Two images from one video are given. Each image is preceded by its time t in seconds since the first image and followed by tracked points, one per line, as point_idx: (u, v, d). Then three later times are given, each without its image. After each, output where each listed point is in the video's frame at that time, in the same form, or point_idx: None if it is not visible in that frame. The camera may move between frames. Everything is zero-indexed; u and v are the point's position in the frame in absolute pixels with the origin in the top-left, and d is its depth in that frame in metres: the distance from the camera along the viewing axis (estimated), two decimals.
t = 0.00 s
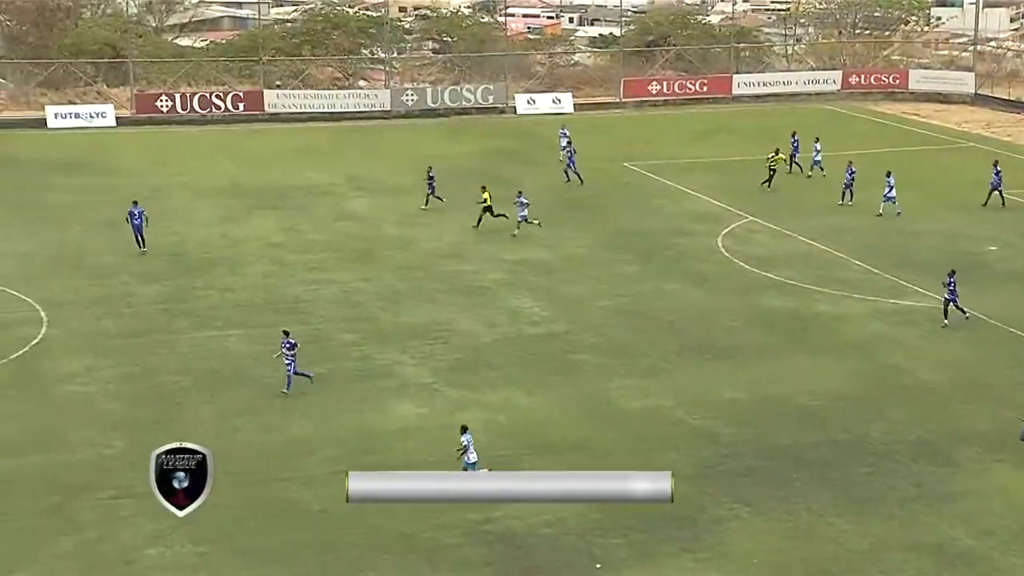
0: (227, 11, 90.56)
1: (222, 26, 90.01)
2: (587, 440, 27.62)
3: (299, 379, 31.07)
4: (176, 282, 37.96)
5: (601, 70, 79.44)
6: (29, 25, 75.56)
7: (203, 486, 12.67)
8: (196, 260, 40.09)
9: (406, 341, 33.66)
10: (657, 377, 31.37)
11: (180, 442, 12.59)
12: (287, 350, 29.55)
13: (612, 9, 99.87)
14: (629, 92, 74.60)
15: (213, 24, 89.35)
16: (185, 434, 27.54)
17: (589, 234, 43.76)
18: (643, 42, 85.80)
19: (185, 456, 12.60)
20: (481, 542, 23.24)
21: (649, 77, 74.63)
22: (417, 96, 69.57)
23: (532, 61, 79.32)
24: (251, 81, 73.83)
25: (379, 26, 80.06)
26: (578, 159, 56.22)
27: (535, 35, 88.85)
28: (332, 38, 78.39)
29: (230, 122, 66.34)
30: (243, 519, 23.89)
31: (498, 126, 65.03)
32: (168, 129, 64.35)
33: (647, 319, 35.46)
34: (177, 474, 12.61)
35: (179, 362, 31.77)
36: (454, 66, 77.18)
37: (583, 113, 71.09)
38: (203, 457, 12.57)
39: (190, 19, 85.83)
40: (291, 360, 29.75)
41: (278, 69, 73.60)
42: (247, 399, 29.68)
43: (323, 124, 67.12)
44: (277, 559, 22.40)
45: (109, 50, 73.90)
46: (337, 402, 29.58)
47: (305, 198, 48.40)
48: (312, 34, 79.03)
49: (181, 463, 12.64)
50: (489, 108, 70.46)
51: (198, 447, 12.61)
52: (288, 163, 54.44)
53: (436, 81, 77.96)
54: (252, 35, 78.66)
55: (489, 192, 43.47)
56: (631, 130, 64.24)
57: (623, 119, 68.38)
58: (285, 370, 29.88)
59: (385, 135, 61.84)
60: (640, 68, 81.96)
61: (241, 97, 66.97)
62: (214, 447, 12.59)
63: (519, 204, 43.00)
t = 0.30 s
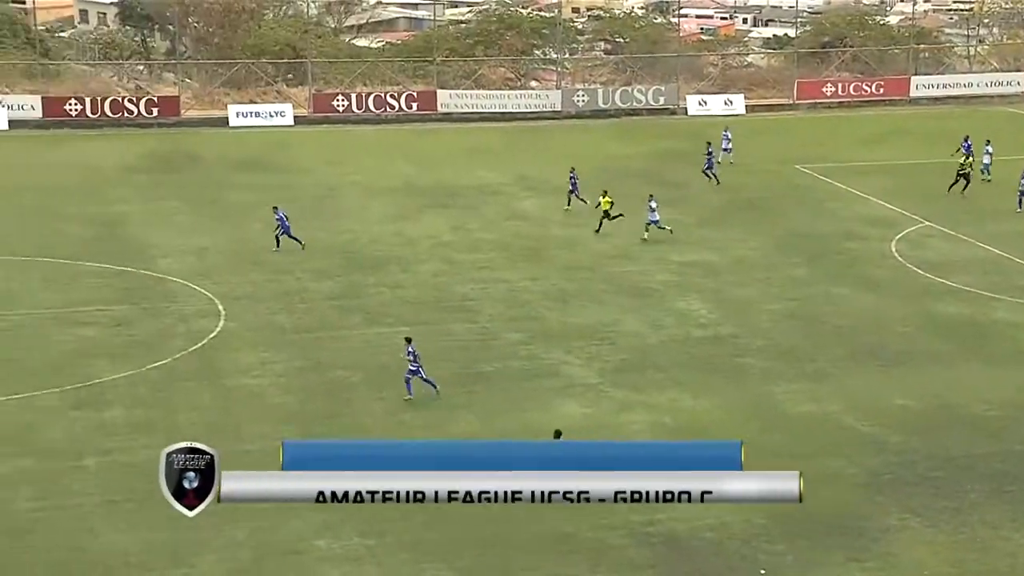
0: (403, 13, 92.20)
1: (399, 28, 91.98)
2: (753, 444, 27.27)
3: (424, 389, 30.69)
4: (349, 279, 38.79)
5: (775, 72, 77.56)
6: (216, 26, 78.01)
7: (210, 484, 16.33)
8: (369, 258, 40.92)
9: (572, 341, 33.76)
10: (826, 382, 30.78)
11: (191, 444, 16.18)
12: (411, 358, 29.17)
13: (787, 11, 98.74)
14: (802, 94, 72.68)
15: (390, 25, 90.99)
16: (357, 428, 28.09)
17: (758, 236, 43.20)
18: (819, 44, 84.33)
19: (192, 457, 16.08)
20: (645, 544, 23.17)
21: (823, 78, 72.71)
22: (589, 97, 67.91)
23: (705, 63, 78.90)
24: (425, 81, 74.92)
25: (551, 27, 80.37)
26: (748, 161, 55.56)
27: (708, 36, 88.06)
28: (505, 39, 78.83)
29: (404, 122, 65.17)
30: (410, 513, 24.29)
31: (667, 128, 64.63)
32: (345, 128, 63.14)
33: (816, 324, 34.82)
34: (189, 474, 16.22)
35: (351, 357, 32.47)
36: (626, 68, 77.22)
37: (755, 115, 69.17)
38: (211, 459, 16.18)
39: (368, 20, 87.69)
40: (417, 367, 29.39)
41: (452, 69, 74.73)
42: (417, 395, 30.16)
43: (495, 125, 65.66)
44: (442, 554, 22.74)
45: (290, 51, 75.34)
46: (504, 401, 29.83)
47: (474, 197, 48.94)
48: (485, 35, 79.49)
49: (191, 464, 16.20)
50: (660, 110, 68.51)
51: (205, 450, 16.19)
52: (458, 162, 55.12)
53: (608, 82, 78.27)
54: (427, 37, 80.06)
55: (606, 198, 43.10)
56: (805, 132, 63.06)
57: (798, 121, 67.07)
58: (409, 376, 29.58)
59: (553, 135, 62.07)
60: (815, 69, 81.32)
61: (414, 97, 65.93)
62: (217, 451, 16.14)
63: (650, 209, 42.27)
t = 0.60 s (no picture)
0: (558, 14, 92.33)
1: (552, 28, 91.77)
2: (909, 454, 26.70)
3: (572, 388, 30.78)
4: (500, 279, 39.12)
5: (937, 74, 75.49)
6: (374, 28, 79.51)
7: (209, 484, 22.29)
8: (519, 258, 41.20)
9: (723, 344, 33.47)
10: (986, 392, 29.95)
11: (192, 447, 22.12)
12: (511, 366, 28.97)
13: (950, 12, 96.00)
14: (966, 97, 70.78)
15: (545, 27, 91.29)
16: (506, 427, 28.36)
17: (916, 242, 42.20)
18: (984, 45, 81.59)
19: (192, 459, 21.97)
20: (795, 551, 22.93)
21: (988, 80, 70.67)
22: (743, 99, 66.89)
23: (864, 65, 77.13)
24: (578, 82, 74.74)
25: (708, 28, 79.58)
26: (906, 164, 54.32)
27: (868, 38, 86.17)
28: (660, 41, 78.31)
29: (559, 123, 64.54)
30: (560, 512, 24.41)
31: (822, 130, 63.51)
32: (501, 129, 63.08)
33: (977, 332, 33.91)
34: (189, 473, 22.15)
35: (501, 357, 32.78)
36: (782, 69, 75.94)
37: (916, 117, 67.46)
38: (209, 460, 22.08)
39: (523, 22, 88.17)
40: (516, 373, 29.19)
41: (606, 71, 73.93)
42: (565, 396, 30.30)
43: (649, 126, 64.78)
44: (591, 555, 22.85)
45: (445, 52, 75.75)
46: (653, 403, 29.76)
47: (624, 199, 48.87)
48: (641, 36, 79.37)
49: (191, 466, 22.09)
50: (816, 113, 67.35)
51: (205, 452, 22.05)
52: (610, 163, 55.07)
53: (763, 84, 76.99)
54: (581, 38, 79.98)
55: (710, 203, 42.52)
56: (968, 135, 61.31)
57: (962, 124, 65.19)
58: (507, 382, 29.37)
59: (706, 137, 61.51)
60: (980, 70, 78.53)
61: (568, 99, 65.23)
62: (213, 452, 21.99)
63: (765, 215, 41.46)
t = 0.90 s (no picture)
0: (723, 16, 91.50)
1: (716, 30, 90.96)
2: None
3: (730, 392, 30.48)
4: (659, 282, 38.95)
5: None
6: (538, 30, 79.63)
7: (209, 484, 19.46)
8: (679, 261, 40.96)
9: (887, 351, 32.72)
10: None
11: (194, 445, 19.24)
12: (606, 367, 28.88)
13: None
14: None
15: (709, 29, 90.68)
16: (663, 430, 28.25)
17: None
18: None
19: (194, 458, 19.15)
20: (961, 566, 22.35)
21: None
22: (913, 102, 65.09)
23: None
24: (742, 84, 73.81)
25: (878, 30, 77.62)
26: None
27: None
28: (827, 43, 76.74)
29: (722, 126, 63.81)
30: (717, 517, 24.22)
31: (997, 133, 61.44)
32: (663, 131, 62.64)
33: None
34: (190, 473, 19.35)
35: (659, 360, 32.67)
36: (954, 71, 73.75)
37: None
38: (208, 459, 19.20)
39: (687, 24, 87.68)
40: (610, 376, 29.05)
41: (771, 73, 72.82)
42: (724, 400, 30.03)
43: (814, 129, 63.52)
44: (747, 561, 22.63)
45: (608, 54, 75.74)
46: (814, 409, 29.27)
47: (787, 202, 48.14)
48: (808, 39, 77.72)
49: (192, 465, 19.28)
50: (991, 116, 64.88)
51: (204, 452, 19.16)
52: (773, 165, 54.29)
53: (934, 86, 74.77)
54: (746, 40, 78.96)
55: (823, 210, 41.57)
56: None
57: None
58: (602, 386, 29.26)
59: (874, 140, 60.09)
60: None
61: (731, 101, 64.42)
62: (213, 454, 19.08)
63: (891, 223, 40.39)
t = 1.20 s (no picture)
0: (900, 17, 89.14)
1: (891, 31, 88.65)
2: None
3: (899, 400, 29.85)
4: (827, 286, 38.31)
5: None
6: (708, 31, 78.66)
7: (207, 483, 21.13)
8: (847, 265, 40.21)
9: None
10: None
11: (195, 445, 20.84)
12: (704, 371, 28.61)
13: None
14: None
15: (884, 29, 88.50)
16: (829, 437, 27.83)
17: None
18: None
19: (195, 459, 20.75)
20: None
21: None
22: None
23: None
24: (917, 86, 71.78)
25: None
26: None
27: None
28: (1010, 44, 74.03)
29: (896, 129, 62.23)
30: (883, 528, 23.83)
31: None
32: (834, 133, 61.40)
33: None
34: (190, 473, 20.92)
35: (826, 365, 32.17)
36: None
37: None
38: (210, 460, 20.84)
39: (862, 24, 85.59)
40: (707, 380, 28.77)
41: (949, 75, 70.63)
42: (893, 407, 29.42)
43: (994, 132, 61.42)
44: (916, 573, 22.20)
45: (780, 56, 74.70)
46: (988, 421, 28.46)
47: (962, 207, 46.76)
48: (988, 40, 75.13)
49: (193, 466, 20.85)
50: None
51: (205, 453, 20.77)
52: (948, 169, 52.79)
53: None
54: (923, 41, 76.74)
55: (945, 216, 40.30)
56: None
57: None
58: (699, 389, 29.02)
59: None
60: None
61: (906, 104, 62.72)
62: (214, 453, 20.74)
63: None
